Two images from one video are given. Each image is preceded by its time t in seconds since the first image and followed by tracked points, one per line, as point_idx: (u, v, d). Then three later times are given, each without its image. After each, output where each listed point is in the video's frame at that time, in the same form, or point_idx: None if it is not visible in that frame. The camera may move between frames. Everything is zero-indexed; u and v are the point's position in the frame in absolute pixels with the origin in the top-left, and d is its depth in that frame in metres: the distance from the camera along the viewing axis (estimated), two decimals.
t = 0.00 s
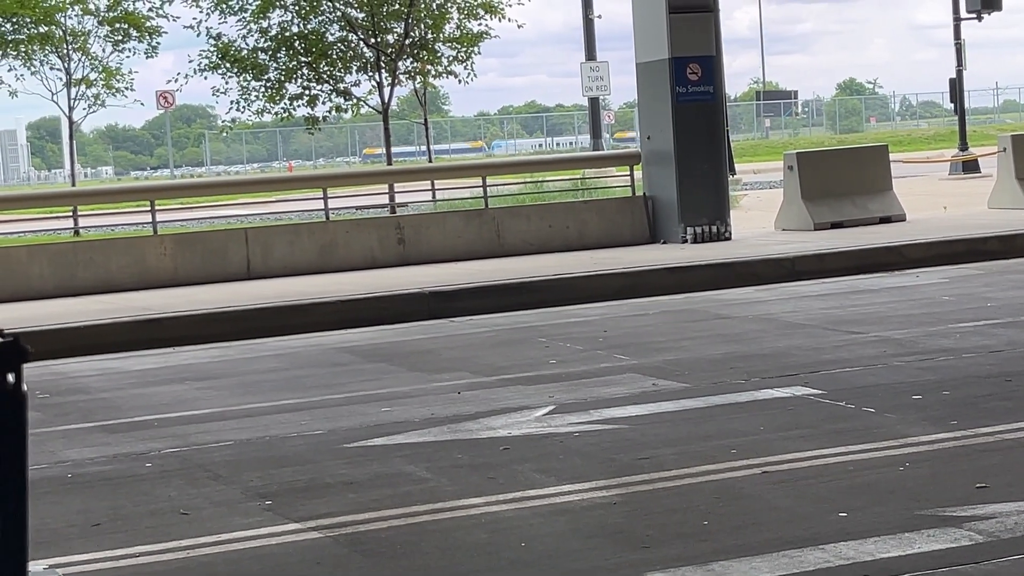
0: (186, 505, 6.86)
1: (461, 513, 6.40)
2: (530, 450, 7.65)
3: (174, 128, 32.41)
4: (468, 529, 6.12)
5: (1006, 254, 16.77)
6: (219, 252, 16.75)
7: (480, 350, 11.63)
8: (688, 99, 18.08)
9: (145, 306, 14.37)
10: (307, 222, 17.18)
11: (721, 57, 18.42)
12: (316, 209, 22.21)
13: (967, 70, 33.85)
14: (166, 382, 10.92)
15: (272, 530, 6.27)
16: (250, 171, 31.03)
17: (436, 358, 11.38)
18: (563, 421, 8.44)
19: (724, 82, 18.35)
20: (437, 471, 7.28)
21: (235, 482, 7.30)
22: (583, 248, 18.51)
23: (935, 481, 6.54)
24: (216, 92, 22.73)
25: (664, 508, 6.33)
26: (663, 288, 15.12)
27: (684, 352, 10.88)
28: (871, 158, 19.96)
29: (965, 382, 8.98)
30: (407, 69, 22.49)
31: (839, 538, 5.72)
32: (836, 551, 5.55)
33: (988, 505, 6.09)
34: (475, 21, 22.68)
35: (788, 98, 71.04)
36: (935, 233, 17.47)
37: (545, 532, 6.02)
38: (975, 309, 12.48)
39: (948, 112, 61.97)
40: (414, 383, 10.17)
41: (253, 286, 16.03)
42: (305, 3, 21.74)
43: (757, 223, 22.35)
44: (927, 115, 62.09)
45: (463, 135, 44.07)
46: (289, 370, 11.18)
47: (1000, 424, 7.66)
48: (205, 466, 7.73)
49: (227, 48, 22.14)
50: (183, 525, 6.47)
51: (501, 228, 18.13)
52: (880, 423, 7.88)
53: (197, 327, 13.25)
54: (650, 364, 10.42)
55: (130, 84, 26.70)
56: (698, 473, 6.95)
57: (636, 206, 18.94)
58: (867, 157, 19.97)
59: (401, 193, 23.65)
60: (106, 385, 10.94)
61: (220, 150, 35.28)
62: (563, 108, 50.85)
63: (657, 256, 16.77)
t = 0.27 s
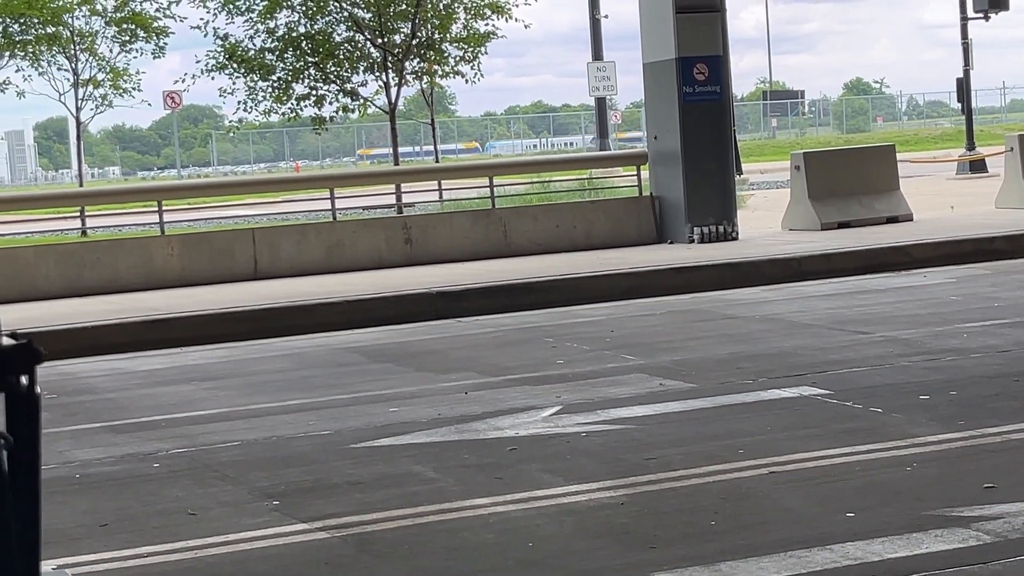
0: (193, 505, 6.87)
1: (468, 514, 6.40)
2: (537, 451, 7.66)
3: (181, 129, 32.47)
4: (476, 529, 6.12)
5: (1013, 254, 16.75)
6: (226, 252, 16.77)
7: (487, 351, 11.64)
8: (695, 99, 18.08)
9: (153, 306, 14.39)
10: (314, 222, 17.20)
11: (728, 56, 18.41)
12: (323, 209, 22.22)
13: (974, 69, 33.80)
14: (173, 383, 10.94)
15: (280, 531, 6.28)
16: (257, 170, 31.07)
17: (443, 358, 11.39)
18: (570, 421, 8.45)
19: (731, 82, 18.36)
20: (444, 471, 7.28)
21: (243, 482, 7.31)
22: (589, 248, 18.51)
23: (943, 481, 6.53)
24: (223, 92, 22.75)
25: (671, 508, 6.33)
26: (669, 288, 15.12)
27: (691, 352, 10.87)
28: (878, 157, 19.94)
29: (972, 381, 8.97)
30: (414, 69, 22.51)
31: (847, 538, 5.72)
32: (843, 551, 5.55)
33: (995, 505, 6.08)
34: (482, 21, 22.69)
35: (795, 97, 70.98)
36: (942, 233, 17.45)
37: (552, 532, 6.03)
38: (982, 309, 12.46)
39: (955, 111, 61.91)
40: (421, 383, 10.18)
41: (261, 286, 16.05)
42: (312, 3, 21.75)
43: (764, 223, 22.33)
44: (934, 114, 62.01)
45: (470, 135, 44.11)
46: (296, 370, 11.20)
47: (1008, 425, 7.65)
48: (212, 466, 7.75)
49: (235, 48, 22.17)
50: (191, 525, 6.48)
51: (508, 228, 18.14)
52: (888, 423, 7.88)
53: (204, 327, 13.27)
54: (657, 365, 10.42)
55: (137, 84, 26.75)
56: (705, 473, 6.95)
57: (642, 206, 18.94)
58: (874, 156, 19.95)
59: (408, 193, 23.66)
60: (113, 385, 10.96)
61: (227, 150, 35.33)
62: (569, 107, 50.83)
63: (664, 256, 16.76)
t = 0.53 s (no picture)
0: (199, 505, 6.88)
1: (474, 513, 6.40)
2: (543, 450, 7.65)
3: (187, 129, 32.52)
4: (481, 528, 6.12)
5: (1019, 253, 16.72)
6: (232, 252, 16.78)
7: (493, 350, 11.63)
8: (701, 99, 18.07)
9: (159, 305, 14.40)
10: (320, 222, 17.20)
11: (734, 56, 18.39)
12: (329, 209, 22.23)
13: (980, 69, 33.74)
14: (179, 382, 10.95)
15: (286, 530, 6.29)
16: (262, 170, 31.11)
17: (449, 357, 11.39)
18: (576, 421, 8.44)
19: (737, 81, 18.33)
20: (450, 470, 7.29)
21: (248, 482, 7.32)
22: (595, 247, 18.51)
23: (949, 481, 6.52)
24: (229, 92, 22.77)
25: (677, 507, 6.33)
26: (675, 287, 15.11)
27: (697, 352, 10.86)
28: (885, 157, 19.90)
29: (978, 381, 8.96)
30: (420, 69, 22.51)
31: (853, 537, 5.71)
32: (850, 550, 5.54)
33: (1002, 505, 6.07)
34: (488, 21, 22.69)
35: (801, 97, 70.93)
36: (949, 232, 17.42)
37: (558, 532, 6.03)
38: (989, 308, 12.44)
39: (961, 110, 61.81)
40: (427, 383, 10.18)
41: (266, 286, 16.06)
42: (318, 3, 21.77)
43: (770, 222, 22.31)
44: (940, 113, 61.96)
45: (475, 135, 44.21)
46: (302, 370, 11.20)
47: (1014, 424, 7.64)
48: (218, 466, 7.75)
49: (240, 48, 22.19)
50: (197, 525, 6.48)
51: (514, 227, 18.14)
52: (894, 422, 7.87)
53: (210, 326, 13.28)
54: (663, 364, 10.42)
55: (143, 84, 26.77)
56: (711, 473, 6.94)
57: (648, 205, 18.92)
58: (881, 156, 19.92)
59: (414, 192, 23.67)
60: (119, 384, 10.98)
61: (233, 150, 35.37)
62: (575, 107, 50.82)
63: (670, 255, 16.75)
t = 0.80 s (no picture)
0: (205, 503, 6.89)
1: (480, 512, 6.40)
2: (548, 449, 7.65)
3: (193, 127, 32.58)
4: (487, 527, 6.13)
5: None
6: (237, 251, 16.79)
7: (498, 349, 11.63)
8: (706, 97, 18.06)
9: (165, 305, 14.41)
10: (325, 221, 17.20)
11: (739, 54, 18.39)
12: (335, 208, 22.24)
13: (986, 67, 33.69)
14: (184, 381, 10.97)
15: (292, 528, 6.29)
16: (267, 169, 31.15)
17: (454, 356, 11.39)
18: (581, 420, 8.44)
19: (742, 79, 18.33)
20: (455, 469, 7.29)
21: (254, 481, 7.33)
22: (600, 246, 18.50)
23: (956, 480, 6.51)
24: (234, 91, 22.78)
25: (682, 506, 6.33)
26: (681, 286, 15.10)
27: (702, 351, 10.85)
28: (891, 156, 19.88)
29: (984, 380, 8.94)
30: (425, 68, 22.51)
31: (858, 537, 5.70)
32: (855, 550, 5.53)
33: (1007, 503, 6.07)
34: (493, 19, 22.68)
35: (807, 96, 70.88)
36: (955, 231, 17.40)
37: (564, 531, 6.03)
38: (994, 307, 12.43)
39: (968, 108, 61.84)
40: (432, 382, 10.18)
41: (272, 285, 16.06)
42: (323, 2, 21.77)
43: (775, 221, 22.29)
44: (945, 112, 61.94)
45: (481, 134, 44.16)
46: (308, 369, 11.21)
47: (1020, 423, 7.62)
48: (224, 465, 7.76)
49: (246, 47, 22.21)
50: (203, 524, 6.49)
51: (519, 226, 18.13)
52: (899, 421, 7.86)
53: (216, 326, 13.29)
54: (668, 363, 10.41)
55: (149, 83, 26.79)
56: (717, 472, 6.94)
57: (654, 204, 18.91)
58: (887, 155, 19.89)
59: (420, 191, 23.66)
60: (125, 384, 10.99)
61: (238, 149, 35.39)
62: (580, 106, 50.80)
63: (675, 254, 16.74)
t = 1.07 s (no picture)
0: (209, 502, 6.89)
1: (483, 511, 6.40)
2: (552, 448, 7.65)
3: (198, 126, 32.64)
4: (491, 526, 6.13)
5: None
6: (241, 250, 16.80)
7: (502, 348, 11.63)
8: (711, 96, 18.05)
9: (169, 303, 14.42)
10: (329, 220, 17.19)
11: (744, 53, 18.37)
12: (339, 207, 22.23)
13: (990, 66, 33.66)
14: (188, 380, 10.97)
15: (296, 527, 6.30)
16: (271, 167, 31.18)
17: (458, 355, 11.39)
18: (585, 418, 8.44)
19: (747, 78, 18.31)
20: (459, 468, 7.29)
21: (258, 479, 7.33)
22: (604, 245, 18.50)
23: (960, 479, 6.51)
24: (238, 90, 22.79)
25: (686, 505, 6.32)
26: (685, 285, 15.10)
27: (707, 350, 10.85)
28: (895, 154, 19.85)
29: (988, 378, 8.94)
30: (429, 67, 22.51)
31: (862, 535, 5.70)
32: (859, 548, 5.53)
33: (1012, 502, 6.06)
34: (497, 18, 22.68)
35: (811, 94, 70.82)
36: (959, 229, 17.39)
37: (568, 529, 6.03)
38: (998, 306, 12.42)
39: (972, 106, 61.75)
40: (436, 380, 10.19)
41: (276, 283, 16.07)
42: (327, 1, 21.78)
43: (779, 220, 22.28)
44: (950, 111, 61.92)
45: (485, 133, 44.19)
46: (312, 367, 11.21)
47: None
48: (228, 463, 7.76)
49: (250, 46, 22.22)
50: (207, 522, 6.50)
51: (523, 225, 18.13)
52: (904, 420, 7.86)
53: (220, 324, 13.29)
54: (672, 362, 10.41)
55: (153, 82, 26.81)
56: (721, 470, 6.94)
57: (658, 202, 18.91)
58: (891, 153, 19.86)
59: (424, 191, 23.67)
60: (129, 382, 11.00)
61: (242, 148, 35.39)
62: (584, 105, 50.79)
63: (679, 253, 16.73)
